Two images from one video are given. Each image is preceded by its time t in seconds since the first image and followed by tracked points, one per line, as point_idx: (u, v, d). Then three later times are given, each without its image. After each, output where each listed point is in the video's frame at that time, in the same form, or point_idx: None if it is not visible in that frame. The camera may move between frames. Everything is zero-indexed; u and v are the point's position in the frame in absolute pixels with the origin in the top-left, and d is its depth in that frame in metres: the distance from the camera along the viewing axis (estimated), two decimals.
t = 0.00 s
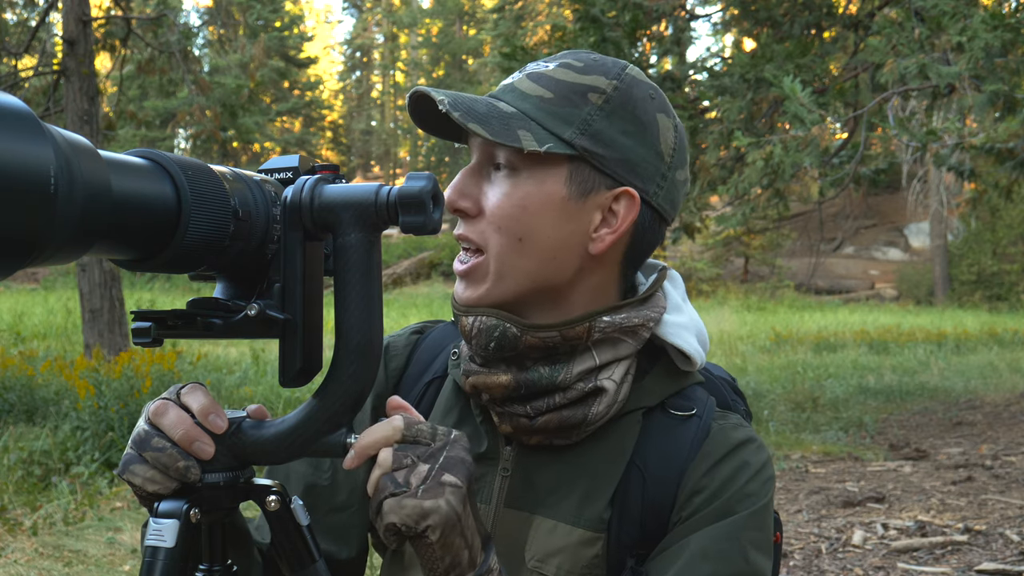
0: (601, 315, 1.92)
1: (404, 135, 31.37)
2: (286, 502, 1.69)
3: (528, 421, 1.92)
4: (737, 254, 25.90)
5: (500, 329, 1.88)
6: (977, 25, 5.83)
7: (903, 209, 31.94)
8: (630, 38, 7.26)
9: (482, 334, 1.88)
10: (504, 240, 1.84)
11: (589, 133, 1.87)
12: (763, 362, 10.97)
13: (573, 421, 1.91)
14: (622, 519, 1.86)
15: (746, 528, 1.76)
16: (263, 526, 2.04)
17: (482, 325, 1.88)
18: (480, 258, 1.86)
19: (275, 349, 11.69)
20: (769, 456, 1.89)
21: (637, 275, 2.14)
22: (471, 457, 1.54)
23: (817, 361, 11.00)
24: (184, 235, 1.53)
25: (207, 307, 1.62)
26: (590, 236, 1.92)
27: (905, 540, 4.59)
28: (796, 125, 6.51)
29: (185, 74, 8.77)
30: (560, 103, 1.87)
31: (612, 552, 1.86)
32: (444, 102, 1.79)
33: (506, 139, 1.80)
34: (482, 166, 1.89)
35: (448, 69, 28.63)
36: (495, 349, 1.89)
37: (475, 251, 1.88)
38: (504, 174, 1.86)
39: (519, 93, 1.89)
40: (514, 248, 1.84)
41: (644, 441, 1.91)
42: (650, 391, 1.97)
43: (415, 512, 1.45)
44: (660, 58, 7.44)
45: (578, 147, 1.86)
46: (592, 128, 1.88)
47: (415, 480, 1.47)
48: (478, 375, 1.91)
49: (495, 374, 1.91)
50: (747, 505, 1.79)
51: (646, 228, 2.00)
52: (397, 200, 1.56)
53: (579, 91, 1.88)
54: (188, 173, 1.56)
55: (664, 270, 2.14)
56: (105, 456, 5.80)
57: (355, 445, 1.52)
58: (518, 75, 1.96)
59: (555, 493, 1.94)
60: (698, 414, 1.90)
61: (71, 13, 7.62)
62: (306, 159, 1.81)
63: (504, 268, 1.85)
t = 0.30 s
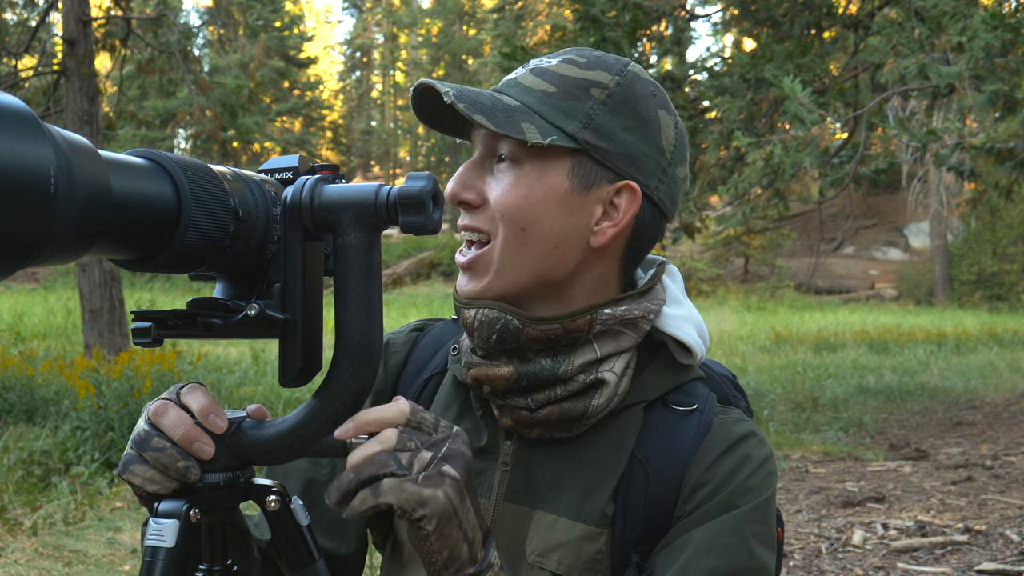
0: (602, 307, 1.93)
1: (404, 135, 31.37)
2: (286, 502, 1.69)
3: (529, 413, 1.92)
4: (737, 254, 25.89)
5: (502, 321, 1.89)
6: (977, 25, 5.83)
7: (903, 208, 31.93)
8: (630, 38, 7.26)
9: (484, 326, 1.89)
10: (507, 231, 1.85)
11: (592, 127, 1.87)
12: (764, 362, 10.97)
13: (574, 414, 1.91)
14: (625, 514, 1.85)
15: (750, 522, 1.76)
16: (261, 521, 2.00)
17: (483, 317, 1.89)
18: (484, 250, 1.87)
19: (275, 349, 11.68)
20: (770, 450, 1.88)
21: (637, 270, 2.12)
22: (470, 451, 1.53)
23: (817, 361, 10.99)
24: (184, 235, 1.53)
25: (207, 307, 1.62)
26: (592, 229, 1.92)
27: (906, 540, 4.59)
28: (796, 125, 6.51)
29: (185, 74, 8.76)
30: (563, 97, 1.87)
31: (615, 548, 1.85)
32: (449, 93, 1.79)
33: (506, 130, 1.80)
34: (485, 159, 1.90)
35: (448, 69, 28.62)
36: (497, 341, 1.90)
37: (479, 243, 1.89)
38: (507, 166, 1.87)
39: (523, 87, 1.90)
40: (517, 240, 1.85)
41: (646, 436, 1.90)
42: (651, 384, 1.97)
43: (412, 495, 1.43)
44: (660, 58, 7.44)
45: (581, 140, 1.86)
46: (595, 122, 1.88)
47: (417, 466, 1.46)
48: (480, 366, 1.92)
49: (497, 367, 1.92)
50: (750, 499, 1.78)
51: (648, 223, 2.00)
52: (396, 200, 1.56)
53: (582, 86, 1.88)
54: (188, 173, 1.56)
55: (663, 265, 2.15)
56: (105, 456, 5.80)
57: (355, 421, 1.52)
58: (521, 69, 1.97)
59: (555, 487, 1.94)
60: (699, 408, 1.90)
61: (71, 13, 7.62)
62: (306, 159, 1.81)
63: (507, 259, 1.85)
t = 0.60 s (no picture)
0: (603, 313, 1.92)
1: (404, 136, 31.37)
2: (286, 502, 1.69)
3: (528, 415, 1.92)
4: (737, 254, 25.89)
5: (507, 334, 1.88)
6: (977, 25, 5.83)
7: (903, 208, 31.93)
8: (630, 38, 7.27)
9: (489, 336, 1.90)
10: (534, 240, 1.82)
11: (618, 135, 1.86)
12: (764, 362, 10.97)
13: (573, 415, 1.90)
14: (621, 514, 1.85)
15: (746, 522, 1.76)
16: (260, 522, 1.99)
17: (489, 328, 1.89)
18: (507, 258, 1.83)
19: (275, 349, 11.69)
20: (765, 450, 1.89)
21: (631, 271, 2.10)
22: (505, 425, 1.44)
23: (817, 361, 11.00)
24: (184, 235, 1.53)
25: (207, 307, 1.62)
26: (613, 237, 1.90)
27: (906, 540, 4.59)
28: (796, 125, 6.51)
29: (185, 74, 8.76)
30: (588, 103, 1.84)
31: (611, 549, 1.85)
32: (491, 100, 1.73)
33: (539, 137, 1.76)
34: (507, 164, 1.85)
35: (448, 69, 28.61)
36: (501, 351, 1.92)
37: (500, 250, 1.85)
38: (534, 174, 1.83)
39: (546, 91, 1.85)
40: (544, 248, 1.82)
41: (642, 436, 1.90)
42: (649, 385, 1.97)
43: (475, 450, 1.32)
44: (660, 58, 7.45)
45: (611, 149, 1.85)
46: (620, 130, 1.87)
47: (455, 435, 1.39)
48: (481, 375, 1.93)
49: (499, 371, 1.93)
50: (746, 499, 1.78)
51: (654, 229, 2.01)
52: (397, 200, 1.56)
53: (606, 92, 1.86)
54: (188, 173, 1.56)
55: (657, 264, 2.13)
56: (105, 456, 5.80)
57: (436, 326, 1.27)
58: (536, 70, 1.92)
59: (552, 487, 1.92)
60: (695, 408, 1.90)
61: (71, 13, 7.62)
62: (306, 159, 1.81)
63: (531, 266, 1.83)
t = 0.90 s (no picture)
0: (609, 334, 1.91)
1: (404, 136, 31.38)
2: (286, 502, 1.69)
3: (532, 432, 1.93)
4: (737, 254, 25.90)
5: (514, 353, 1.91)
6: (977, 25, 5.83)
7: (903, 208, 31.90)
8: (630, 38, 7.27)
9: (495, 354, 1.93)
10: (620, 278, 1.85)
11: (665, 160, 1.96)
12: (764, 362, 10.97)
13: (577, 430, 1.90)
14: (620, 522, 1.86)
15: (748, 533, 1.75)
16: (257, 530, 2.03)
17: (496, 346, 1.93)
18: (594, 299, 1.83)
19: (275, 349, 11.68)
20: (765, 456, 1.88)
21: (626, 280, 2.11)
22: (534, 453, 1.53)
23: (817, 361, 10.99)
24: (184, 235, 1.53)
25: (207, 307, 1.62)
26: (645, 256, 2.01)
27: (906, 540, 4.59)
28: (796, 125, 6.51)
29: (185, 74, 8.76)
30: (648, 131, 1.89)
31: (611, 557, 1.86)
32: (646, 159, 1.81)
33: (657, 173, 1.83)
34: (586, 203, 1.83)
35: (448, 70, 28.61)
36: (507, 370, 1.94)
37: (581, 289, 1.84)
38: (620, 214, 1.84)
39: (620, 120, 1.85)
40: (627, 286, 1.87)
41: (641, 445, 1.90)
42: (647, 393, 1.97)
43: (492, 463, 1.44)
44: (660, 58, 7.45)
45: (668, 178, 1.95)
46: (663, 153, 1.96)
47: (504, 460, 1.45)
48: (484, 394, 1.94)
49: (505, 390, 1.95)
50: (746, 509, 1.77)
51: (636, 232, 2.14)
52: (396, 200, 1.56)
53: (649, 114, 1.91)
54: (188, 173, 1.56)
55: (653, 274, 2.15)
56: (105, 456, 5.80)
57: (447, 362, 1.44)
58: (585, 89, 1.88)
59: (553, 496, 1.92)
60: (693, 415, 1.92)
61: (71, 13, 7.62)
62: (306, 159, 1.81)
63: (615, 304, 1.87)
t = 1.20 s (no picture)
0: (610, 344, 1.93)
1: (404, 136, 31.37)
2: (286, 502, 1.69)
3: (531, 442, 1.94)
4: (737, 254, 25.91)
5: (512, 365, 1.91)
6: (977, 25, 5.83)
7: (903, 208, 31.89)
8: (630, 38, 7.27)
9: (494, 365, 1.92)
10: (620, 286, 1.85)
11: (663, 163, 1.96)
12: (764, 362, 10.97)
13: (578, 441, 1.91)
14: (620, 529, 1.87)
15: (747, 540, 1.75)
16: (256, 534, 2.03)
17: (495, 357, 1.92)
18: (594, 308, 1.84)
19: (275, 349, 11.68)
20: (766, 462, 1.88)
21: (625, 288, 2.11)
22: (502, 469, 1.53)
23: (817, 361, 10.99)
24: (184, 235, 1.53)
25: (207, 307, 1.62)
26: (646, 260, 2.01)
27: (906, 540, 4.59)
28: (796, 125, 6.51)
29: (185, 74, 8.76)
30: (645, 136, 1.89)
31: (611, 563, 1.86)
32: (643, 168, 1.81)
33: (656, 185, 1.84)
34: (584, 211, 1.83)
35: (448, 70, 28.61)
36: (505, 381, 1.93)
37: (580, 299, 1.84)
38: (618, 222, 1.84)
39: (616, 128, 1.85)
40: (627, 292, 1.87)
41: (641, 452, 1.91)
42: (647, 400, 1.97)
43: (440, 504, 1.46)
44: (660, 58, 7.47)
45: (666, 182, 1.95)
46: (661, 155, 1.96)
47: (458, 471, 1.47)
48: (484, 405, 1.94)
49: (503, 402, 1.94)
50: (747, 516, 1.78)
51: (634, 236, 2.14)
52: (396, 200, 1.56)
53: (645, 119, 1.92)
54: (188, 173, 1.57)
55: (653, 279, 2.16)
56: (105, 456, 5.80)
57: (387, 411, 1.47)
58: (579, 97, 1.88)
59: (553, 504, 1.94)
60: (694, 420, 1.91)
61: (71, 13, 7.62)
62: (306, 159, 1.81)
63: (613, 312, 1.87)
